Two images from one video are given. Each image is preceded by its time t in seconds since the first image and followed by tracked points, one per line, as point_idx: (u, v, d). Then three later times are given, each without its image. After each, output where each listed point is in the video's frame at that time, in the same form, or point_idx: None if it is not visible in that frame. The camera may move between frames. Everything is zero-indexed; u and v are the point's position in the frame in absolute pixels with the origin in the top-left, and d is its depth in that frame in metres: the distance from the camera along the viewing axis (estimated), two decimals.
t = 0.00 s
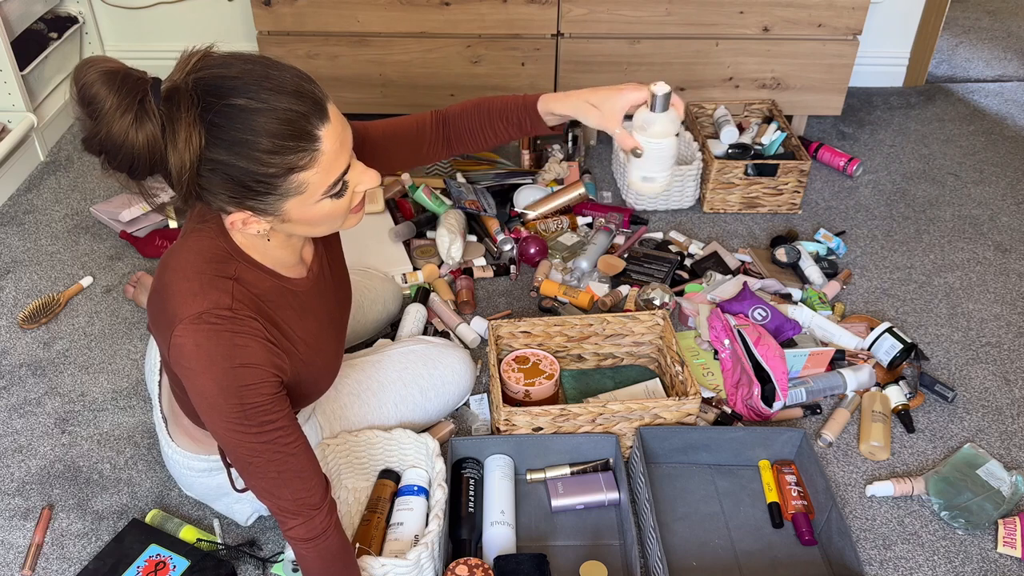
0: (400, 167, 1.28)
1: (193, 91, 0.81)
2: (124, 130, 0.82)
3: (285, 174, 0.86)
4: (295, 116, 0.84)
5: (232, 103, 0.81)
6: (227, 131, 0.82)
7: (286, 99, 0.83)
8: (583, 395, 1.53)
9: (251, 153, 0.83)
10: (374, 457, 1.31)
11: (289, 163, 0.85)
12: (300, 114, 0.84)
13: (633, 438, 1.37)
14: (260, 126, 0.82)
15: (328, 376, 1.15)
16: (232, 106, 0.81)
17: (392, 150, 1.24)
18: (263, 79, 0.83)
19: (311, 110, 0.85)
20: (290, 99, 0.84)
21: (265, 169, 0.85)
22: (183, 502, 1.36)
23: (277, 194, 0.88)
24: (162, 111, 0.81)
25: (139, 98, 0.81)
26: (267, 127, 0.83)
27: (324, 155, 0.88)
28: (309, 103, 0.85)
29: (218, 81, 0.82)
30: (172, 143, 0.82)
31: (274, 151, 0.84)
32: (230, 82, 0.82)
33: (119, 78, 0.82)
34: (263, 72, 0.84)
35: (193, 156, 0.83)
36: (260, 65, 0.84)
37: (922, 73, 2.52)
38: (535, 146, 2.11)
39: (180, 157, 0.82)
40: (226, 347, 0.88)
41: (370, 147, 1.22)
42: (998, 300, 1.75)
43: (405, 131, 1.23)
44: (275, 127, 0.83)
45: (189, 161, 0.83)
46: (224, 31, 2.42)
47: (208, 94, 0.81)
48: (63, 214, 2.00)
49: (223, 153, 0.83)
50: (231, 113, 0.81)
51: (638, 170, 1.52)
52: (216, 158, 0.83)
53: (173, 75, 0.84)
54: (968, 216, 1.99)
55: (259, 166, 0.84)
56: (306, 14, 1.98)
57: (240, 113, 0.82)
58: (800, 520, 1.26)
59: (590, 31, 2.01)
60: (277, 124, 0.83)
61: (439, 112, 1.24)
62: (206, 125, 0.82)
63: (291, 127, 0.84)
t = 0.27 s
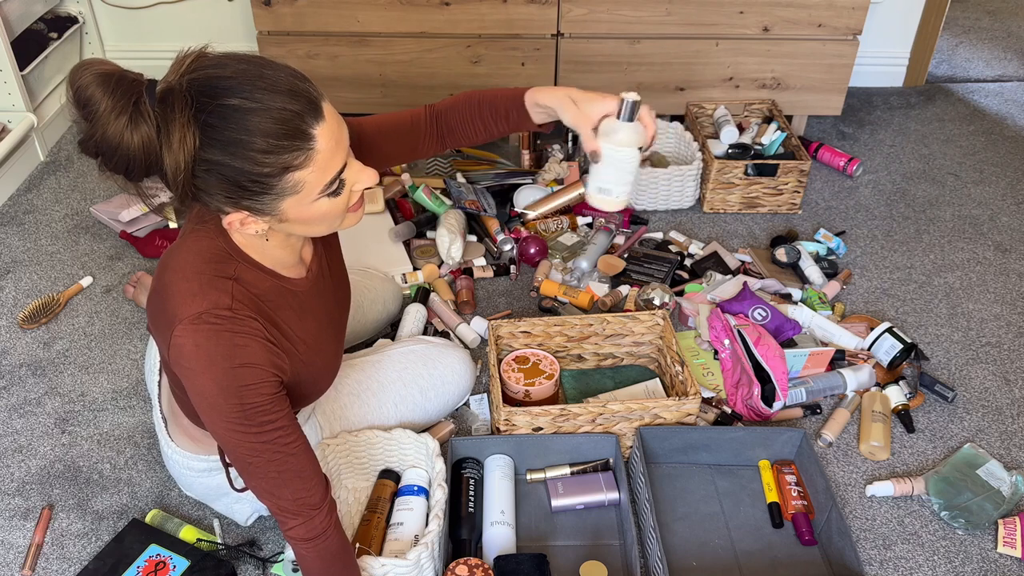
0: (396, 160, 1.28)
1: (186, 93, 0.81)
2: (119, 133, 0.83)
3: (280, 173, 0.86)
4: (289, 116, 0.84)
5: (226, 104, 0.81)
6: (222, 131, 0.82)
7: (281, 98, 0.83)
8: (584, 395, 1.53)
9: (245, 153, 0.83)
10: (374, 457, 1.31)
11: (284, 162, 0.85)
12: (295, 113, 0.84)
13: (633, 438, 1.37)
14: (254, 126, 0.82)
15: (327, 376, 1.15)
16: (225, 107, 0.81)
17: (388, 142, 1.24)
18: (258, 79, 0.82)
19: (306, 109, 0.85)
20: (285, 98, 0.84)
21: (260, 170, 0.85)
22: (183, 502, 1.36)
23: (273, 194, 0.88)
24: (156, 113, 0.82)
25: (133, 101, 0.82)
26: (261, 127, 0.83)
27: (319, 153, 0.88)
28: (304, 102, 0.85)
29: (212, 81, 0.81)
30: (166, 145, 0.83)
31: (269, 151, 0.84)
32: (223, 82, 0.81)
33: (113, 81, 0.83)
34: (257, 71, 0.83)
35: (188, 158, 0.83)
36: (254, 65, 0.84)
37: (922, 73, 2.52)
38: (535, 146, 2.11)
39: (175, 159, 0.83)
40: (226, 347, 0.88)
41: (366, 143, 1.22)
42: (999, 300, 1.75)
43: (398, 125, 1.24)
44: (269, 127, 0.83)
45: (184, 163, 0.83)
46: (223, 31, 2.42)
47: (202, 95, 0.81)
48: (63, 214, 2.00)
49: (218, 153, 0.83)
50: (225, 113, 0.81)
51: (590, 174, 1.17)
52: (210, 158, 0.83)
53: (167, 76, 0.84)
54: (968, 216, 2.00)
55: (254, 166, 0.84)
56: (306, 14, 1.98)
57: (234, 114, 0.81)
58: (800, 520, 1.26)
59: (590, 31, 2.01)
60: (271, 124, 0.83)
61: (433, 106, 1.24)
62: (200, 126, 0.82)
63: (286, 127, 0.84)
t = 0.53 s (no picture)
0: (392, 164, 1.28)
1: (184, 91, 0.81)
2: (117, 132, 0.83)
3: (278, 172, 0.86)
4: (285, 114, 0.84)
5: (223, 102, 0.81)
6: (219, 130, 0.82)
7: (277, 97, 0.83)
8: (584, 395, 1.53)
9: (243, 152, 0.83)
10: (374, 457, 1.31)
11: (281, 161, 0.85)
12: (292, 112, 0.84)
13: (633, 438, 1.37)
14: (251, 125, 0.82)
15: (327, 375, 1.15)
16: (222, 105, 0.81)
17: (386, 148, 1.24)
18: (254, 77, 0.82)
19: (303, 108, 0.85)
20: (281, 97, 0.83)
21: (257, 168, 0.85)
22: (183, 502, 1.36)
23: (271, 192, 0.88)
24: (153, 112, 0.82)
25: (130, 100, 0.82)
26: (258, 126, 0.83)
27: (317, 151, 0.87)
28: (301, 100, 0.85)
29: (208, 80, 0.81)
30: (163, 144, 0.83)
31: (266, 149, 0.84)
32: (220, 81, 0.81)
33: (111, 80, 0.83)
34: (253, 70, 0.83)
35: (185, 156, 0.83)
36: (251, 63, 0.84)
37: (922, 73, 2.52)
38: (535, 146, 2.12)
39: (172, 157, 0.83)
40: (226, 347, 0.88)
41: (365, 145, 1.23)
42: (999, 300, 1.75)
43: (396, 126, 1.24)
44: (265, 125, 0.83)
45: (181, 161, 0.83)
46: (223, 31, 2.42)
47: (199, 93, 0.81)
48: (63, 214, 2.00)
49: (215, 152, 0.83)
50: (221, 112, 0.81)
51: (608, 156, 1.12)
52: (208, 157, 0.83)
53: (165, 75, 0.84)
54: (968, 216, 1.99)
55: (251, 165, 0.84)
56: (306, 14, 1.98)
57: (231, 112, 0.81)
58: (800, 520, 1.26)
59: (590, 31, 2.01)
60: (268, 122, 0.83)
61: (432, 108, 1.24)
62: (197, 124, 0.82)
63: (282, 125, 0.84)
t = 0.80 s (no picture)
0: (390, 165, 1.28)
1: (187, 89, 0.81)
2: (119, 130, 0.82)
3: (280, 169, 0.86)
4: (288, 111, 0.84)
5: (226, 99, 0.81)
6: (222, 127, 0.82)
7: (280, 94, 0.83)
8: (583, 395, 1.53)
9: (246, 150, 0.83)
10: (374, 457, 1.31)
11: (283, 158, 0.85)
12: (294, 110, 0.84)
13: (633, 438, 1.37)
14: (254, 122, 0.82)
15: (329, 375, 1.15)
16: (225, 102, 0.81)
17: (385, 151, 1.24)
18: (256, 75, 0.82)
19: (305, 105, 0.85)
20: (283, 94, 0.83)
21: (259, 166, 0.85)
22: (183, 502, 1.36)
23: (273, 190, 0.88)
24: (156, 110, 0.82)
25: (133, 98, 0.82)
26: (261, 123, 0.83)
27: (319, 149, 0.88)
28: (303, 98, 0.85)
29: (211, 78, 0.81)
30: (166, 142, 0.83)
31: (269, 146, 0.84)
32: (223, 79, 0.81)
33: (113, 79, 0.82)
34: (255, 68, 0.83)
35: (187, 154, 0.83)
36: (253, 61, 0.84)
37: (922, 73, 2.52)
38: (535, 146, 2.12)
39: (175, 155, 0.83)
40: (230, 346, 0.88)
41: (364, 144, 1.22)
42: (998, 300, 1.75)
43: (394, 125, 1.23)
44: (268, 122, 0.83)
45: (184, 159, 0.83)
46: (223, 31, 2.42)
47: (202, 91, 0.81)
48: (63, 214, 2.00)
49: (218, 150, 0.83)
50: (225, 109, 0.81)
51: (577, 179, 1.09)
52: (210, 154, 0.83)
53: (167, 73, 0.84)
54: (968, 216, 2.00)
55: (254, 162, 0.84)
56: (306, 14, 1.98)
57: (234, 110, 0.81)
58: (800, 520, 1.26)
59: (590, 31, 2.01)
60: (270, 120, 0.83)
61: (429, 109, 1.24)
62: (200, 122, 0.82)
63: (285, 122, 0.84)
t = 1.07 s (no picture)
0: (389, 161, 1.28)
1: (190, 87, 0.81)
2: (122, 128, 0.82)
3: (283, 168, 0.86)
4: (292, 109, 0.84)
5: (229, 97, 0.81)
6: (225, 125, 0.82)
7: (283, 92, 0.83)
8: (583, 395, 1.53)
9: (250, 147, 0.83)
10: (374, 457, 1.31)
11: (287, 156, 0.85)
12: (297, 107, 0.84)
13: (633, 438, 1.37)
14: (258, 120, 0.82)
15: (329, 374, 1.15)
16: (228, 100, 0.81)
17: (384, 149, 1.24)
18: (259, 73, 0.82)
19: (308, 103, 0.85)
20: (286, 92, 0.84)
21: (262, 163, 0.85)
22: (183, 502, 1.36)
23: (276, 188, 0.88)
24: (159, 108, 0.81)
25: (136, 97, 0.81)
26: (265, 121, 0.83)
27: (322, 147, 0.88)
28: (306, 96, 0.85)
29: (214, 75, 0.81)
30: (170, 140, 0.82)
31: (273, 144, 0.84)
32: (226, 77, 0.81)
33: (116, 78, 0.82)
34: (258, 66, 0.83)
35: (191, 152, 0.83)
36: (256, 59, 0.84)
37: (922, 73, 2.52)
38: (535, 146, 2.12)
39: (179, 153, 0.82)
40: (231, 346, 0.88)
41: (365, 141, 1.22)
42: (998, 300, 1.75)
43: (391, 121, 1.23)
44: (272, 120, 0.83)
45: (188, 157, 0.83)
46: (223, 31, 2.42)
47: (205, 89, 0.81)
48: (63, 214, 2.00)
49: (222, 148, 0.83)
50: (228, 107, 0.81)
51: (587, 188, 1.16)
52: (214, 152, 0.83)
53: (170, 72, 0.84)
54: (968, 216, 1.99)
55: (257, 160, 0.84)
56: (306, 14, 1.98)
57: (238, 107, 0.81)
58: (800, 520, 1.26)
59: (590, 31, 2.01)
60: (274, 118, 0.83)
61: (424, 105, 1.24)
62: (203, 120, 0.82)
63: (289, 120, 0.84)
